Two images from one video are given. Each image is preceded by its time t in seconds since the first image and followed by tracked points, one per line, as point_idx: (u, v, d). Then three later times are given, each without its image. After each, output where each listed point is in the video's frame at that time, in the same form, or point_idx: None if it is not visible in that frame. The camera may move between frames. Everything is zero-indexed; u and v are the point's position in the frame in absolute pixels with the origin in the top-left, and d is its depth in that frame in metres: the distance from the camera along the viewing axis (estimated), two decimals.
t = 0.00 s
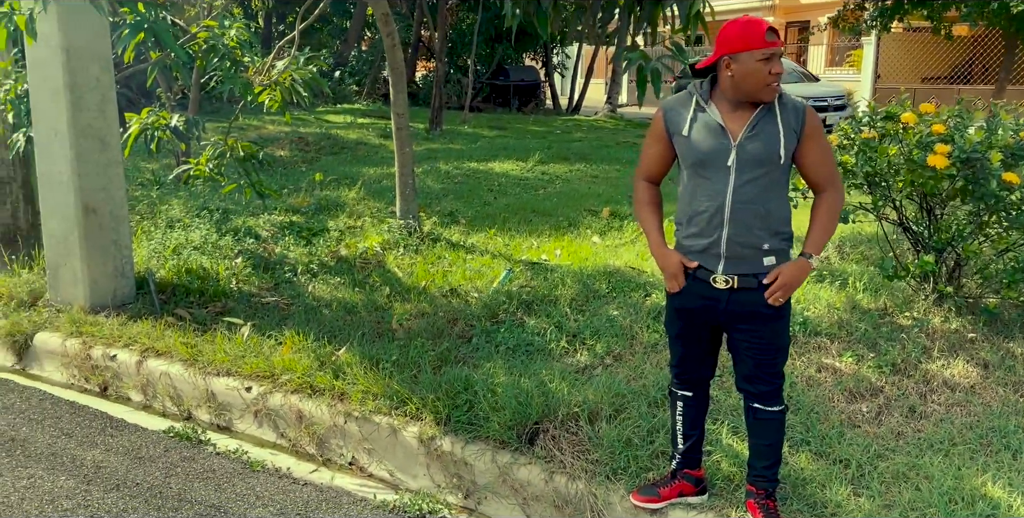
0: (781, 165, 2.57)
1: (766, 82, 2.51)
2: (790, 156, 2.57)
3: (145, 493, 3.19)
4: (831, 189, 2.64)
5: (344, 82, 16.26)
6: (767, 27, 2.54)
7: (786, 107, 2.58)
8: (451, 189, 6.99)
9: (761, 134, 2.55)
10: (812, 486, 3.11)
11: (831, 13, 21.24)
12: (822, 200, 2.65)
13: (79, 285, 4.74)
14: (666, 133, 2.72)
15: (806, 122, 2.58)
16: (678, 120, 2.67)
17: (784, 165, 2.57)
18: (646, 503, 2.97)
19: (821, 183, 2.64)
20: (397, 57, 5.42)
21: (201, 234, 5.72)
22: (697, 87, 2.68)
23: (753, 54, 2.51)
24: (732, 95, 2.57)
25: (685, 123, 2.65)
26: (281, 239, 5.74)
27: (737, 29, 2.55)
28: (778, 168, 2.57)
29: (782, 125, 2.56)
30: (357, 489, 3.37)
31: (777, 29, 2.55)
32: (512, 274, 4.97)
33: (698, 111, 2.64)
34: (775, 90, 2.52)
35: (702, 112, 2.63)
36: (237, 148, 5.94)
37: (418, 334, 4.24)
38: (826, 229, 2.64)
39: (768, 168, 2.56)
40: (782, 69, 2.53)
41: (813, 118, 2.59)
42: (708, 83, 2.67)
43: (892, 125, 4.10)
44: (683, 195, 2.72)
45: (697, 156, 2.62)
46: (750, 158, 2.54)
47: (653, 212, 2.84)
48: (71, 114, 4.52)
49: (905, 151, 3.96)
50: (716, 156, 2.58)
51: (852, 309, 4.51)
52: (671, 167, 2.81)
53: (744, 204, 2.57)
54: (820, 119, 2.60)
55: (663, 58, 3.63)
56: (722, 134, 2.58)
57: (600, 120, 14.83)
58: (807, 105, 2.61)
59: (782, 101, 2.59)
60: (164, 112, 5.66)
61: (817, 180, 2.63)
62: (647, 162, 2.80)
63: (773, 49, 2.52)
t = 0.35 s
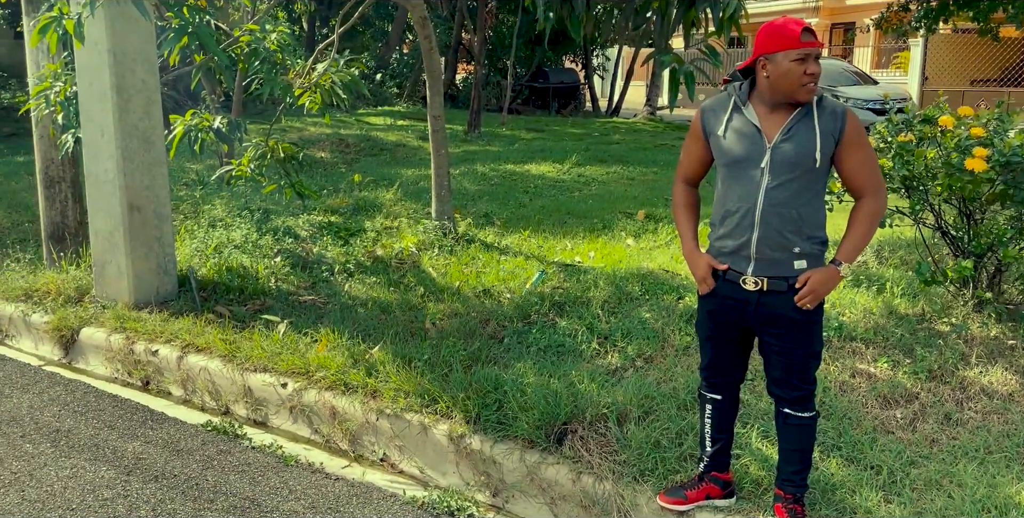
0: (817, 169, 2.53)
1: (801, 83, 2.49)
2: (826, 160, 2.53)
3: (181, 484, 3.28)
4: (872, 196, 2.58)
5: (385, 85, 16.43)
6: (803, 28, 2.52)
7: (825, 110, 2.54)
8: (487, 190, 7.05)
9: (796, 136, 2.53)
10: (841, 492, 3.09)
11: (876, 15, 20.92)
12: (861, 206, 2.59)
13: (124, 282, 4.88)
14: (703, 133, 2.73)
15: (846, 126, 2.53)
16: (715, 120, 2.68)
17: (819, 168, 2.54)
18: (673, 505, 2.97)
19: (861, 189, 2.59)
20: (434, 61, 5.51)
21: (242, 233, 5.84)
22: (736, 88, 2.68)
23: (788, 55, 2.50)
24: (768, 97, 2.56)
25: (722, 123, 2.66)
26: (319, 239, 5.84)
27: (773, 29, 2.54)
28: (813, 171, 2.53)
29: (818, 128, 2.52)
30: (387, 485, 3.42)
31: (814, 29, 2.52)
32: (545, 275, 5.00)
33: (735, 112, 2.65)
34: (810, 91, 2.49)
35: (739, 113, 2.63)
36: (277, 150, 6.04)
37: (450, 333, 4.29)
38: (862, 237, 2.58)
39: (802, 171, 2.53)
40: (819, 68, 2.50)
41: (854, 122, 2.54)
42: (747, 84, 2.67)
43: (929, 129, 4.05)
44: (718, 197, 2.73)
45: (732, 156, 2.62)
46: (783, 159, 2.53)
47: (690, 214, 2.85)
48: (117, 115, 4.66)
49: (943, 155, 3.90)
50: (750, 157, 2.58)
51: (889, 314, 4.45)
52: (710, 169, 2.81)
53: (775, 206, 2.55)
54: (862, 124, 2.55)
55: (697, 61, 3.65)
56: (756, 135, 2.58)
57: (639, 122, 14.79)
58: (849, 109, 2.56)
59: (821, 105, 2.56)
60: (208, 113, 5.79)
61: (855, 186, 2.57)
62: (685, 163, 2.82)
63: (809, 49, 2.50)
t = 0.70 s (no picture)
0: (835, 173, 2.52)
1: (810, 86, 2.50)
2: (844, 164, 2.53)
3: (212, 479, 3.36)
4: (890, 199, 2.55)
5: (419, 88, 16.57)
6: (815, 32, 2.53)
7: (843, 114, 2.53)
8: (517, 193, 7.09)
9: (813, 141, 2.53)
10: (866, 497, 3.07)
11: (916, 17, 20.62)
12: (879, 209, 2.57)
13: (160, 281, 4.99)
14: (723, 138, 2.75)
15: (865, 130, 2.52)
16: (734, 125, 2.70)
17: (837, 172, 2.53)
18: (695, 507, 2.98)
19: (879, 192, 2.56)
20: (464, 65, 5.58)
21: (276, 234, 5.94)
22: (755, 93, 2.70)
23: (797, 59, 2.52)
24: (783, 101, 2.58)
25: (741, 128, 2.68)
26: (351, 240, 5.92)
27: (785, 34, 2.57)
28: (831, 175, 2.53)
29: (836, 132, 2.52)
30: (413, 483, 3.47)
31: (824, 31, 2.53)
32: (573, 277, 5.03)
33: (753, 118, 2.66)
34: (818, 95, 2.50)
35: (757, 119, 2.65)
36: (311, 152, 6.14)
37: (477, 334, 4.33)
38: (878, 240, 2.55)
39: (820, 175, 2.53)
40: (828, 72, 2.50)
41: (875, 126, 2.53)
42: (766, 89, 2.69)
43: (960, 132, 3.99)
44: (740, 202, 2.75)
45: (751, 162, 2.64)
46: (801, 164, 2.53)
47: (714, 219, 2.87)
48: (155, 118, 4.78)
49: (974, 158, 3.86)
50: (768, 162, 2.59)
51: (920, 319, 4.41)
52: (732, 173, 2.83)
53: (794, 211, 2.56)
54: (881, 128, 2.53)
55: (725, 65, 3.69)
56: (775, 140, 2.59)
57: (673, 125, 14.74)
58: (868, 112, 2.54)
59: (839, 108, 2.55)
60: (243, 116, 5.90)
61: (874, 189, 2.56)
62: (707, 169, 2.85)
63: (818, 52, 2.51)
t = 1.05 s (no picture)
0: (846, 175, 2.55)
1: (800, 115, 2.55)
2: (855, 166, 2.55)
3: (239, 475, 3.44)
4: (904, 193, 2.58)
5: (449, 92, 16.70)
6: (817, 63, 2.50)
7: (852, 117, 2.56)
8: (543, 196, 7.13)
9: (823, 145, 2.56)
10: (886, 501, 3.07)
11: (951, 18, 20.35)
12: (892, 204, 2.58)
13: (191, 283, 5.10)
14: (734, 144, 2.77)
15: (875, 132, 2.54)
16: (744, 130, 2.73)
17: (848, 175, 2.55)
18: (713, 509, 2.99)
19: (892, 188, 2.58)
20: (489, 69, 5.64)
21: (305, 236, 6.04)
22: (765, 100, 2.72)
23: (792, 87, 2.54)
24: (788, 112, 2.61)
25: (751, 135, 2.71)
26: (378, 242, 6.00)
27: (793, 52, 2.55)
28: (842, 178, 2.55)
29: (846, 136, 2.54)
30: (434, 482, 3.52)
31: (825, 65, 2.50)
32: (596, 280, 5.07)
33: (763, 124, 2.69)
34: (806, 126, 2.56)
35: (767, 124, 2.67)
36: (340, 156, 6.24)
37: (501, 335, 4.38)
38: (890, 226, 2.55)
39: (831, 178, 2.55)
40: (820, 109, 2.51)
41: (884, 128, 2.54)
42: (775, 95, 2.71)
43: (986, 136, 3.95)
44: (752, 206, 2.77)
45: (762, 167, 2.67)
46: (811, 168, 2.56)
47: (726, 223, 2.89)
48: (187, 123, 4.89)
49: (999, 162, 3.83)
50: (779, 166, 2.62)
51: (947, 324, 4.37)
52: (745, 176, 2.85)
53: (807, 212, 2.58)
54: (891, 129, 2.55)
55: (748, 67, 3.67)
56: (785, 145, 2.61)
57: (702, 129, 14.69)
58: (877, 115, 2.57)
59: (847, 113, 2.57)
60: (273, 121, 6.01)
61: (886, 184, 2.58)
62: (719, 175, 2.87)
63: (813, 87, 2.51)
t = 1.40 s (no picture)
0: (856, 175, 2.56)
1: (811, 117, 2.58)
2: (864, 164, 2.55)
3: (264, 474, 3.51)
4: (911, 166, 2.48)
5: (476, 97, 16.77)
6: (829, 67, 2.53)
7: (861, 118, 2.57)
8: (568, 201, 7.15)
9: (833, 148, 2.57)
10: (907, 506, 3.05)
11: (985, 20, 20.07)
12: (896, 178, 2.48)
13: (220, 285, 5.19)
14: (747, 149, 2.80)
15: (883, 127, 2.53)
16: (757, 136, 2.75)
17: (859, 175, 2.56)
18: (732, 511, 2.99)
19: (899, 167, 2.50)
20: (513, 75, 5.69)
21: (331, 240, 6.12)
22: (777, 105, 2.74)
23: (804, 90, 2.57)
24: (800, 114, 2.63)
25: (763, 139, 2.73)
26: (404, 246, 6.06)
27: (805, 55, 2.58)
28: (853, 179, 2.56)
29: (855, 137, 2.55)
30: (456, 483, 3.56)
31: (837, 69, 2.52)
32: (619, 284, 5.09)
33: (775, 129, 2.70)
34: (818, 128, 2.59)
35: (780, 129, 2.69)
36: (366, 160, 6.29)
37: (523, 338, 4.41)
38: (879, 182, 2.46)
39: (842, 180, 2.56)
40: (832, 111, 2.54)
41: (893, 122, 2.53)
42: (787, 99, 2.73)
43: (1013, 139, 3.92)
44: (767, 209, 2.79)
45: (775, 171, 2.69)
46: (822, 171, 2.57)
47: (742, 227, 2.91)
48: (217, 128, 4.99)
49: None
50: (792, 169, 2.64)
51: (974, 329, 4.34)
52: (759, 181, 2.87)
53: (822, 216, 2.60)
54: (900, 124, 2.53)
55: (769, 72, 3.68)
56: (797, 149, 2.63)
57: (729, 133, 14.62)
58: (886, 113, 2.56)
59: (857, 114, 2.58)
60: (301, 126, 6.10)
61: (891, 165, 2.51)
62: (733, 180, 2.89)
63: (823, 90, 2.53)
